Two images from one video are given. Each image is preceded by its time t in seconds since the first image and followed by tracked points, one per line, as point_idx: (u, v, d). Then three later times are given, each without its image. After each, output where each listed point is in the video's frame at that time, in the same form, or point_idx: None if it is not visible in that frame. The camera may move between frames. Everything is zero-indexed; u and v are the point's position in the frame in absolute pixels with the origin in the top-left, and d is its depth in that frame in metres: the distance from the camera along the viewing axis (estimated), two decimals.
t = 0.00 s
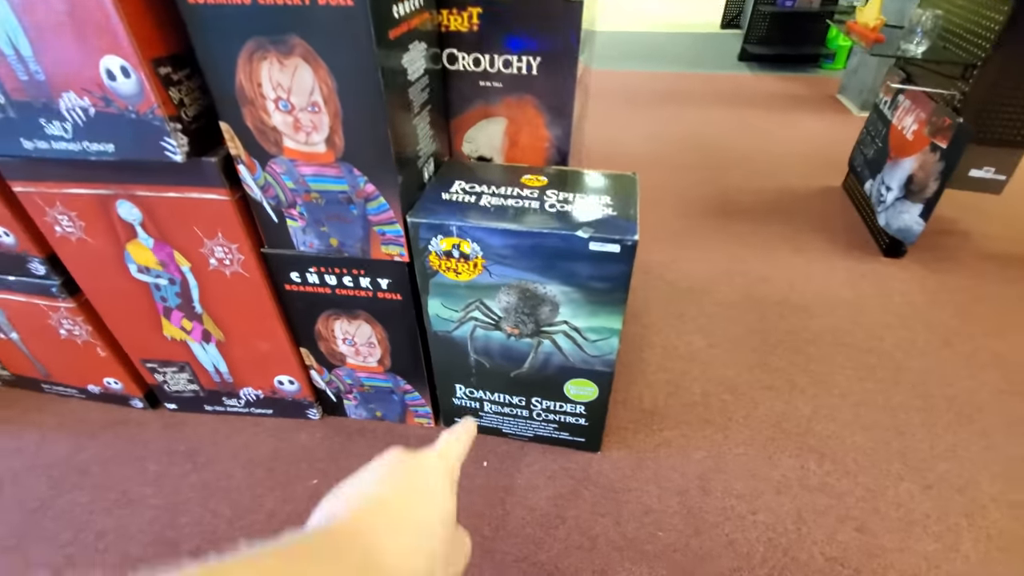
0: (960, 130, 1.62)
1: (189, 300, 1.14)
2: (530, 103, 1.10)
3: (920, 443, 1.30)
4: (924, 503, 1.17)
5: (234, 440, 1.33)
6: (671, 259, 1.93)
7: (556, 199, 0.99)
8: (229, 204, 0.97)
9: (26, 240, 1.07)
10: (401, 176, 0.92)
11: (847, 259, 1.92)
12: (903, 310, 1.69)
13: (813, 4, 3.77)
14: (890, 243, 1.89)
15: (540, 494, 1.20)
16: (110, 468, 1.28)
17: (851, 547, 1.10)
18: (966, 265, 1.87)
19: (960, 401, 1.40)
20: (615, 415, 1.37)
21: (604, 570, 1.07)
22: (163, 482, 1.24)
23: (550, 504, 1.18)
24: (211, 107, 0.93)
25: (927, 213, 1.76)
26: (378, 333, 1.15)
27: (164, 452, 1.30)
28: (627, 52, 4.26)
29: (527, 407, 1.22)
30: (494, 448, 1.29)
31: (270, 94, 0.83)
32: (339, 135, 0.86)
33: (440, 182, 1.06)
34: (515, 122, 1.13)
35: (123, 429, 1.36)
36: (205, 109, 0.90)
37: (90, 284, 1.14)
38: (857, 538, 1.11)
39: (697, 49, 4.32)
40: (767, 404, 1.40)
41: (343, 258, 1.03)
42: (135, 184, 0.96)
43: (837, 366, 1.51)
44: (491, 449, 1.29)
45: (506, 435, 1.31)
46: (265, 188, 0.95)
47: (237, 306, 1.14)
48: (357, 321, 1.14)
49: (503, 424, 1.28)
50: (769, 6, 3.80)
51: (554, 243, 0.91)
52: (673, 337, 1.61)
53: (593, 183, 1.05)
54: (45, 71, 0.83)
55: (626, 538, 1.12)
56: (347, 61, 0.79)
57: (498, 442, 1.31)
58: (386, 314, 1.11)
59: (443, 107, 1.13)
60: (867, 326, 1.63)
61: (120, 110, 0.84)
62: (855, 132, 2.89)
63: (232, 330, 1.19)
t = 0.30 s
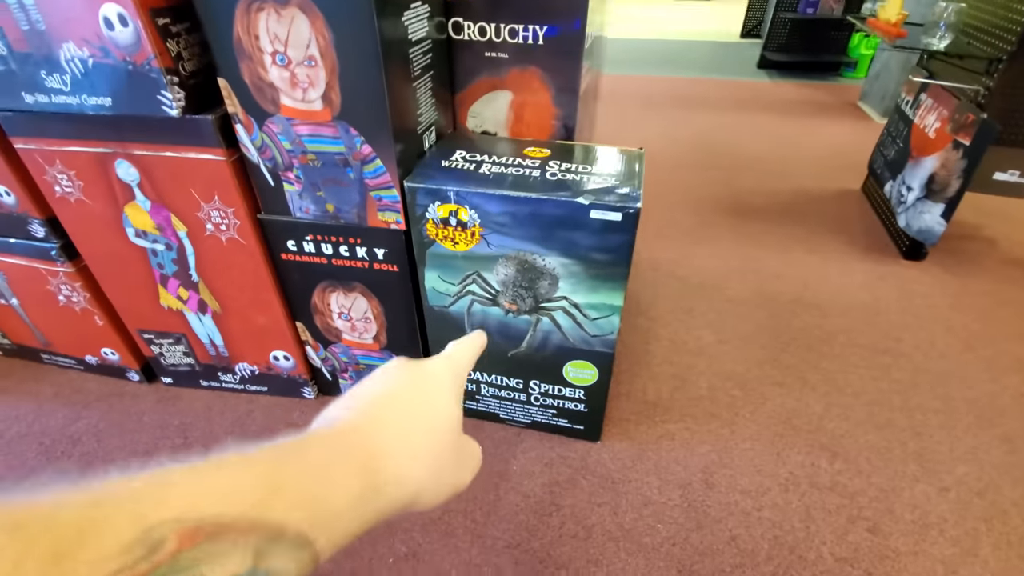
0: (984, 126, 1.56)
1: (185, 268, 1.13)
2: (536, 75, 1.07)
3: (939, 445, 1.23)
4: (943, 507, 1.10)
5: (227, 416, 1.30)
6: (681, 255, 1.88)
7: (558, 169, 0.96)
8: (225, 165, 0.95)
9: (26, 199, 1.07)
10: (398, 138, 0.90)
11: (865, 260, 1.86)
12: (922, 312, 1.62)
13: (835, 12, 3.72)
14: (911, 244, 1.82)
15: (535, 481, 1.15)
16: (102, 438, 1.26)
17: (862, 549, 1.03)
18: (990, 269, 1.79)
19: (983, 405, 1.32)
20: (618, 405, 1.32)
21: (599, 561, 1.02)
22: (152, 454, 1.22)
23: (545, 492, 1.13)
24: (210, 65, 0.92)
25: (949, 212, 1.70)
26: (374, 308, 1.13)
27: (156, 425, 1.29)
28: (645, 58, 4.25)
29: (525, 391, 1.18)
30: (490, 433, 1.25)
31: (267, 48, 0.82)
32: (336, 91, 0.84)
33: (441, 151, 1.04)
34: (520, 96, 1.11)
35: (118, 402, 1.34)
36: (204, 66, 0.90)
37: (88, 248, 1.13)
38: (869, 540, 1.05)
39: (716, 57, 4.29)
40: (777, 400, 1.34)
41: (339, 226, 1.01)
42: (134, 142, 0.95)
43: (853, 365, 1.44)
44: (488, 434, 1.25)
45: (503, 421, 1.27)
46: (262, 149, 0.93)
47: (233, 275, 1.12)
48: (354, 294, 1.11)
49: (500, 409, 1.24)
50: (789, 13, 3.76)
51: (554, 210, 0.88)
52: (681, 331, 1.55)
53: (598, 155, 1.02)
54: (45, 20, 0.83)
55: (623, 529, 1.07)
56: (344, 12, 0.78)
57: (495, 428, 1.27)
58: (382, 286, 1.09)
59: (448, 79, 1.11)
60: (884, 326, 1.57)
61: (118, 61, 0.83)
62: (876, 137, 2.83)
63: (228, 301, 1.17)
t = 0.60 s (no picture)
0: (1000, 128, 1.53)
1: (186, 259, 1.12)
2: (540, 68, 1.07)
3: (958, 454, 1.17)
4: (962, 517, 1.05)
5: (225, 411, 1.29)
6: (689, 259, 1.85)
7: (561, 159, 0.95)
8: (227, 153, 0.95)
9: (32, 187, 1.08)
10: (399, 125, 0.89)
11: (879, 266, 1.81)
12: (939, 319, 1.57)
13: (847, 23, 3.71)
14: (927, 250, 1.77)
15: (535, 483, 1.12)
16: (100, 431, 1.25)
17: (876, 559, 0.98)
18: (1010, 276, 1.74)
19: (1004, 413, 1.27)
20: (622, 407, 1.28)
21: (598, 565, 0.98)
22: (150, 447, 1.21)
23: (544, 494, 1.10)
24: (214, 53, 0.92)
25: (965, 217, 1.66)
26: (374, 301, 1.11)
27: (155, 419, 1.27)
28: (655, 68, 4.25)
29: (526, 389, 1.16)
30: (490, 433, 1.23)
31: (269, 33, 0.82)
32: (336, 76, 0.84)
33: (443, 142, 1.03)
34: (524, 89, 1.10)
35: (118, 395, 1.34)
36: (207, 53, 0.90)
37: (92, 238, 1.14)
38: (884, 550, 1.00)
39: (726, 68, 4.29)
40: (786, 405, 1.29)
41: (339, 216, 1.00)
42: (137, 130, 0.95)
43: (867, 371, 1.39)
44: (487, 434, 1.22)
45: (504, 422, 1.24)
46: (263, 137, 0.93)
47: (233, 266, 1.11)
48: (354, 287, 1.10)
49: (501, 408, 1.21)
50: (800, 24, 3.75)
51: (555, 199, 0.86)
52: (688, 334, 1.52)
53: (601, 147, 1.01)
54: (53, 5, 0.84)
55: (625, 533, 1.03)
56: None
57: (495, 428, 1.24)
58: (382, 279, 1.07)
59: (452, 72, 1.11)
60: (899, 333, 1.52)
61: (123, 46, 0.84)
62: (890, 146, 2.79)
63: (229, 293, 1.17)
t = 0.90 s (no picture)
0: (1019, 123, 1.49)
1: (185, 254, 1.10)
2: (546, 58, 1.04)
3: (982, 460, 1.12)
4: (988, 526, 1.00)
5: (224, 410, 1.26)
6: (698, 260, 1.81)
7: (566, 149, 0.92)
8: (225, 143, 0.93)
9: (30, 180, 1.07)
10: (400, 113, 0.87)
11: (894, 267, 1.77)
12: (957, 321, 1.52)
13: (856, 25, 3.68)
14: (943, 251, 1.72)
15: (540, 486, 1.08)
16: (97, 429, 1.23)
17: (897, 568, 0.94)
18: None
19: None
20: (629, 409, 1.25)
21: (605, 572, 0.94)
22: (146, 446, 1.18)
23: (549, 497, 1.06)
24: (212, 41, 0.90)
25: (983, 217, 1.61)
26: (375, 297, 1.09)
27: (152, 418, 1.25)
28: (663, 72, 4.23)
29: (531, 389, 1.12)
30: (493, 435, 1.19)
31: (267, 18, 0.80)
32: (336, 63, 0.82)
33: (446, 133, 1.01)
34: (530, 81, 1.08)
35: (116, 394, 1.32)
36: (206, 41, 0.88)
37: (90, 232, 1.12)
38: (906, 559, 0.95)
39: (734, 72, 4.27)
40: (800, 408, 1.25)
41: (340, 209, 0.97)
42: (135, 120, 0.93)
43: (884, 374, 1.35)
44: (490, 436, 1.19)
45: (508, 423, 1.20)
46: (262, 127, 0.91)
47: (232, 261, 1.09)
48: (355, 283, 1.08)
49: (505, 409, 1.18)
50: (809, 27, 3.73)
51: (560, 189, 0.83)
52: (697, 335, 1.48)
53: (608, 138, 0.98)
54: None
55: (633, 538, 0.99)
56: None
57: (498, 429, 1.20)
58: (383, 274, 1.05)
59: (455, 63, 1.09)
60: (916, 335, 1.47)
61: (119, 32, 0.82)
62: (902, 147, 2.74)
63: (228, 289, 1.14)
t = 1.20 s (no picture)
0: None
1: (193, 258, 1.10)
2: (554, 62, 1.04)
3: (999, 469, 1.10)
4: (1007, 536, 0.98)
5: (230, 415, 1.26)
6: (707, 265, 1.80)
7: (575, 152, 0.91)
8: (234, 147, 0.93)
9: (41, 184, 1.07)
10: (408, 116, 0.87)
11: (906, 273, 1.74)
12: (971, 327, 1.50)
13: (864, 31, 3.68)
14: (956, 257, 1.70)
15: (547, 493, 1.07)
16: (104, 433, 1.23)
17: None
18: None
19: None
20: (638, 416, 1.23)
21: None
22: (153, 451, 1.18)
23: (557, 505, 1.05)
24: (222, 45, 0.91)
25: (996, 221, 1.59)
26: (382, 301, 1.08)
27: (159, 422, 1.25)
28: (670, 79, 4.23)
29: (539, 395, 1.11)
30: (501, 441, 1.18)
31: (277, 22, 0.81)
32: (345, 66, 0.82)
33: (454, 137, 1.00)
34: (538, 85, 1.07)
35: (124, 398, 1.32)
36: (216, 45, 0.89)
37: (99, 236, 1.12)
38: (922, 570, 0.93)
39: (741, 78, 4.26)
40: (812, 415, 1.23)
41: (347, 212, 0.97)
42: (145, 124, 0.94)
43: (898, 381, 1.32)
44: (498, 442, 1.18)
45: (515, 429, 1.19)
46: (271, 131, 0.91)
47: (239, 264, 1.09)
48: (362, 287, 1.07)
49: (512, 414, 1.17)
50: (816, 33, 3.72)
51: (569, 192, 0.83)
52: (707, 340, 1.46)
53: (617, 141, 0.97)
54: None
55: (643, 547, 0.97)
56: None
57: (506, 435, 1.19)
58: (391, 278, 1.04)
59: (464, 68, 1.09)
60: (929, 341, 1.45)
61: (130, 36, 0.83)
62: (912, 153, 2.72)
63: (236, 293, 1.14)
